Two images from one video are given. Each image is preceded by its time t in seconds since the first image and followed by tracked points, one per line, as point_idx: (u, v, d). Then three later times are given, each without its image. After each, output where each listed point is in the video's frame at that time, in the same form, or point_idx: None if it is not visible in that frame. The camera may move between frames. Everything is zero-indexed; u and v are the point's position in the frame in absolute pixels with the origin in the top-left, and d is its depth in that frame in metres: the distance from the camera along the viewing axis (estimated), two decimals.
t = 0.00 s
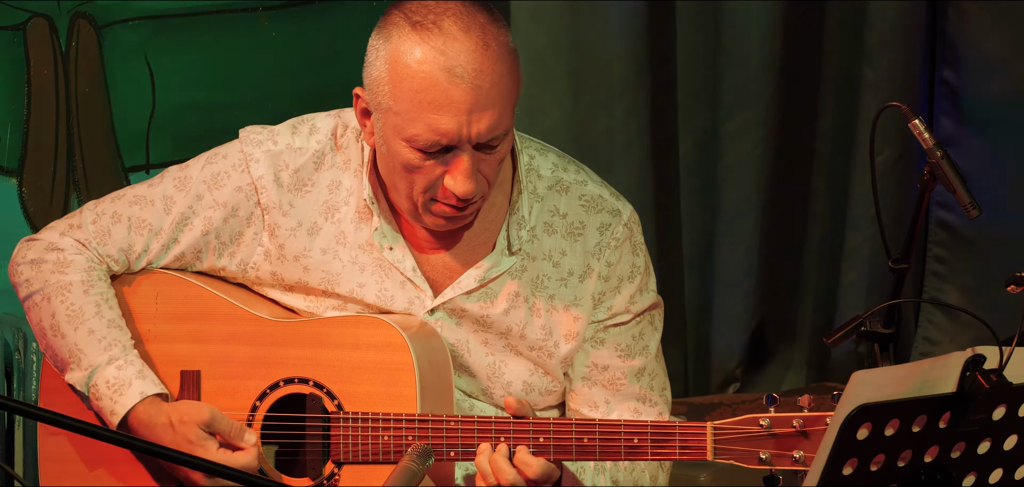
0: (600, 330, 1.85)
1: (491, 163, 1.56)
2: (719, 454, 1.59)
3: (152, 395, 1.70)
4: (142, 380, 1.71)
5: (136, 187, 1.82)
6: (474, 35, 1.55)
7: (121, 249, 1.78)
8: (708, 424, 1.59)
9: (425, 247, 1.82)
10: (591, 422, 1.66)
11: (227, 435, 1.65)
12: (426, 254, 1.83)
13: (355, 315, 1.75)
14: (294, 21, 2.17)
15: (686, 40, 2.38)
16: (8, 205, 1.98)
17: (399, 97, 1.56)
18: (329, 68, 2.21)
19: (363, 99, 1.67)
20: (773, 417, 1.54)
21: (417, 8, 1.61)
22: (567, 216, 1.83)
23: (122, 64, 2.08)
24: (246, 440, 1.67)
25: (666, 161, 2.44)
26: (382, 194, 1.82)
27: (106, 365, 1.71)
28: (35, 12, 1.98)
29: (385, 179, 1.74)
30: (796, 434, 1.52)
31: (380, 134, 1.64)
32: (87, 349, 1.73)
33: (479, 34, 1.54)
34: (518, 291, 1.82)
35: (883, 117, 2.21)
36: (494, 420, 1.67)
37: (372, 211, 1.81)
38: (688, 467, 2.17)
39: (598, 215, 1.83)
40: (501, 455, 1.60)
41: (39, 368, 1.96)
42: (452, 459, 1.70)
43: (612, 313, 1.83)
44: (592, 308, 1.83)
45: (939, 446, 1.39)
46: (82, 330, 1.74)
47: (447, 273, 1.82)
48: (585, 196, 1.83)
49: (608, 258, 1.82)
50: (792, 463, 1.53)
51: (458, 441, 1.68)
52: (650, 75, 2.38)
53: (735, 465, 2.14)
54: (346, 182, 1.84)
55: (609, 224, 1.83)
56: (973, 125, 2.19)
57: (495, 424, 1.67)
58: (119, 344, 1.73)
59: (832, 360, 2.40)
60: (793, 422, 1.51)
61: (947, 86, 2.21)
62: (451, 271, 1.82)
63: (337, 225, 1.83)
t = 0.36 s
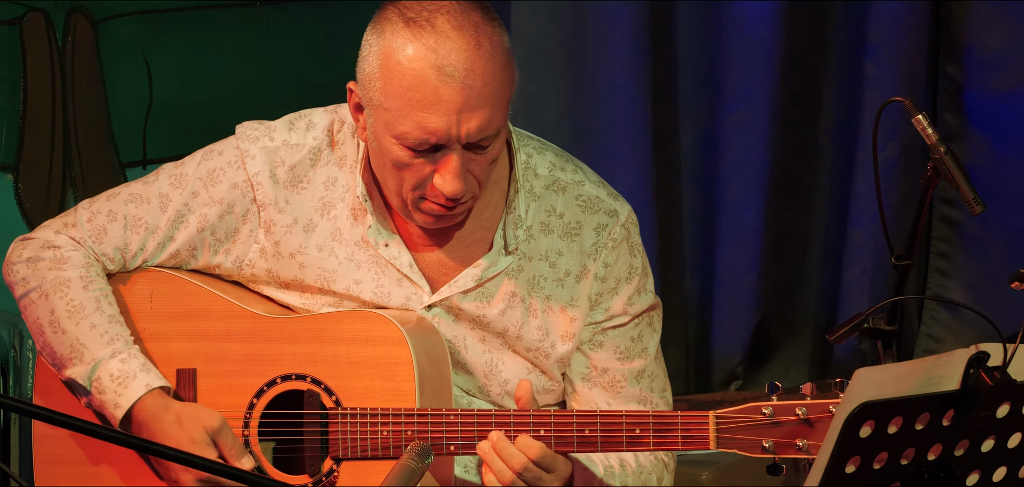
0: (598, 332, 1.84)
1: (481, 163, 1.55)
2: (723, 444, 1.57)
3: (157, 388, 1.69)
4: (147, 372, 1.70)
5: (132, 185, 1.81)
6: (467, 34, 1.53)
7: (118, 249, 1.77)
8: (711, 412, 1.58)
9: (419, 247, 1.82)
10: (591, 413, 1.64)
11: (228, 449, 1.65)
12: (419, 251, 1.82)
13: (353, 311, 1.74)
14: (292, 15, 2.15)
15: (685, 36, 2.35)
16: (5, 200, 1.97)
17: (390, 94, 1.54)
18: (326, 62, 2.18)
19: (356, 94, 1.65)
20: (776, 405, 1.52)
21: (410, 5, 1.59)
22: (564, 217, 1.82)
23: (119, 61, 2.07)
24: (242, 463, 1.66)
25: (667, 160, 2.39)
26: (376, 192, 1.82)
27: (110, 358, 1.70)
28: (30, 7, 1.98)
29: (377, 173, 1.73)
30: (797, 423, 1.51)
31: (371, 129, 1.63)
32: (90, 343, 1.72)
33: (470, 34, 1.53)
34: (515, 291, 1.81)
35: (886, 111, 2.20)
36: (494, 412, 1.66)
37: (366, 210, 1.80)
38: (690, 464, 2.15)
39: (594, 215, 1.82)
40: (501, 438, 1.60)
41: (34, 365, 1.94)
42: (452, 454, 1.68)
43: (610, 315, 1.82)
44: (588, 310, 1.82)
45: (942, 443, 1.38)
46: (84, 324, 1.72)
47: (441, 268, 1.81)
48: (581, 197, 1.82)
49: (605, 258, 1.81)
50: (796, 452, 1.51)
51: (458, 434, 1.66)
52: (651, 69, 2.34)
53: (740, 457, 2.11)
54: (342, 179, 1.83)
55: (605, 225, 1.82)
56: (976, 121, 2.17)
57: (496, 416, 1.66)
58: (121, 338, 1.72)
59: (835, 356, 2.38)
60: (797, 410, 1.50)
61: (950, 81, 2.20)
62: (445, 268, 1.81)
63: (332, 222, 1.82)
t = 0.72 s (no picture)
0: (605, 326, 1.82)
1: (486, 154, 1.54)
2: (724, 447, 1.57)
3: (157, 366, 1.66)
4: (146, 352, 1.67)
5: (127, 180, 1.81)
6: (467, 24, 1.51)
7: (112, 239, 1.76)
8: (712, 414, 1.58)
9: (418, 240, 1.80)
10: (592, 414, 1.62)
11: (234, 418, 1.60)
12: (418, 246, 1.81)
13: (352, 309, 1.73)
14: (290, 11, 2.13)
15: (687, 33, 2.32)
16: None
17: (392, 88, 1.53)
18: (325, 58, 2.16)
19: (355, 89, 1.64)
20: (777, 408, 1.52)
21: None
22: (565, 209, 1.81)
23: (116, 55, 2.06)
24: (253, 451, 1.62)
25: (671, 154, 2.38)
26: (375, 186, 1.82)
27: (109, 339, 1.67)
28: None
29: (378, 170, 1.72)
30: (801, 426, 1.51)
31: (373, 124, 1.61)
32: (87, 326, 1.68)
33: (471, 23, 1.51)
34: (516, 285, 1.79)
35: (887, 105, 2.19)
36: (492, 413, 1.65)
37: (364, 206, 1.78)
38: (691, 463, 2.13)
39: (595, 209, 1.81)
40: (547, 439, 1.56)
41: (29, 361, 1.92)
42: (451, 454, 1.67)
43: (615, 308, 1.81)
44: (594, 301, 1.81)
45: (945, 442, 1.36)
46: (81, 308, 1.70)
47: (441, 264, 1.80)
48: (583, 189, 1.81)
49: (608, 251, 1.80)
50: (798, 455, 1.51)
51: (457, 434, 1.66)
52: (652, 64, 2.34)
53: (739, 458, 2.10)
54: (340, 175, 1.81)
55: (607, 217, 1.81)
56: (979, 116, 2.15)
57: (496, 416, 1.65)
58: (120, 320, 1.70)
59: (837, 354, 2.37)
60: (799, 413, 1.50)
61: (953, 74, 2.18)
62: (446, 261, 1.79)
63: (331, 218, 1.80)
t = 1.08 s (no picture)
0: (610, 328, 1.81)
1: (500, 147, 1.52)
2: (731, 446, 1.56)
3: (154, 377, 1.66)
4: (144, 361, 1.67)
5: (129, 175, 1.78)
6: (477, 16, 1.50)
7: (114, 238, 1.74)
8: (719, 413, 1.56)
9: (425, 242, 1.79)
10: (597, 413, 1.61)
11: (232, 432, 1.61)
12: (427, 248, 1.79)
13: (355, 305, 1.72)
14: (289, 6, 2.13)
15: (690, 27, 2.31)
16: None
17: (403, 84, 1.51)
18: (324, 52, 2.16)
19: (363, 91, 1.62)
20: (785, 408, 1.50)
21: None
22: (571, 211, 1.79)
23: (115, 48, 2.06)
24: (246, 445, 1.61)
25: (672, 152, 2.34)
26: (380, 185, 1.79)
27: (106, 347, 1.67)
28: None
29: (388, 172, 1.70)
30: (808, 425, 1.50)
31: (384, 126, 1.59)
32: (86, 332, 1.68)
33: (481, 15, 1.50)
34: (521, 286, 1.78)
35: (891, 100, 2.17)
36: (498, 410, 1.64)
37: (368, 206, 1.77)
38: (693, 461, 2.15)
39: (601, 210, 1.79)
40: (546, 432, 1.56)
41: (26, 359, 1.91)
42: (455, 452, 1.66)
43: (621, 311, 1.80)
44: (599, 306, 1.80)
45: (949, 439, 1.35)
46: (80, 312, 1.69)
47: (446, 265, 1.79)
48: (589, 190, 1.80)
49: (613, 253, 1.78)
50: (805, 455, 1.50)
51: (461, 432, 1.65)
52: (652, 57, 2.29)
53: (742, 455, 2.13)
54: (344, 174, 1.80)
55: (613, 219, 1.78)
56: (985, 111, 2.14)
57: (500, 414, 1.64)
58: (118, 326, 1.69)
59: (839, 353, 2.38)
60: (806, 413, 1.48)
61: (958, 71, 2.16)
62: (450, 262, 1.78)
63: (334, 217, 1.79)
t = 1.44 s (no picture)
0: (616, 324, 1.80)
1: (503, 136, 1.52)
2: (737, 448, 1.55)
3: (152, 377, 1.67)
4: (141, 360, 1.67)
5: (127, 170, 1.77)
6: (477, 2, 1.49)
7: (112, 233, 1.72)
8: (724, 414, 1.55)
9: (425, 234, 1.77)
10: (602, 413, 1.61)
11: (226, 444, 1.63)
12: (427, 241, 1.78)
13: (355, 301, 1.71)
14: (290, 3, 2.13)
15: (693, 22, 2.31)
16: None
17: (404, 74, 1.50)
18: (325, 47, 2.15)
19: (363, 84, 1.61)
20: (790, 409, 1.48)
21: None
22: (572, 207, 1.77)
23: (111, 41, 2.06)
24: (240, 458, 1.65)
25: (673, 148, 2.33)
26: (381, 177, 1.77)
27: (104, 345, 1.67)
28: None
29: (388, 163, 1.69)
30: (818, 427, 1.48)
31: (384, 116, 1.58)
32: (83, 330, 1.68)
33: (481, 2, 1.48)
34: (522, 284, 1.77)
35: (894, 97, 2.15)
36: (500, 409, 1.64)
37: (371, 200, 1.76)
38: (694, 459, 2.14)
39: (603, 206, 1.77)
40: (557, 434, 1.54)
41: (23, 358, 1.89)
42: (456, 451, 1.66)
43: (626, 306, 1.79)
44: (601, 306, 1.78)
45: (952, 438, 1.34)
46: (77, 311, 1.69)
47: (448, 260, 1.77)
48: (590, 187, 1.78)
49: (615, 249, 1.76)
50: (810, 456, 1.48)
51: (463, 431, 1.65)
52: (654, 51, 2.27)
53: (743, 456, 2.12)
54: (345, 168, 1.78)
55: (615, 215, 1.76)
56: (988, 107, 2.12)
57: (503, 414, 1.64)
58: (116, 324, 1.69)
59: (841, 350, 2.38)
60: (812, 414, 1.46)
61: (961, 66, 2.15)
62: (452, 258, 1.77)
63: (335, 213, 1.78)
